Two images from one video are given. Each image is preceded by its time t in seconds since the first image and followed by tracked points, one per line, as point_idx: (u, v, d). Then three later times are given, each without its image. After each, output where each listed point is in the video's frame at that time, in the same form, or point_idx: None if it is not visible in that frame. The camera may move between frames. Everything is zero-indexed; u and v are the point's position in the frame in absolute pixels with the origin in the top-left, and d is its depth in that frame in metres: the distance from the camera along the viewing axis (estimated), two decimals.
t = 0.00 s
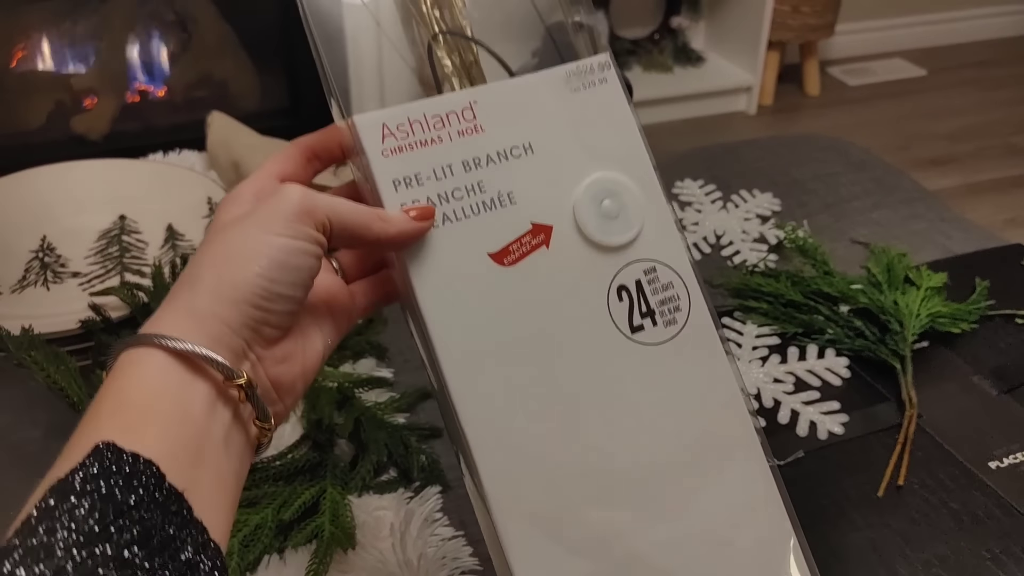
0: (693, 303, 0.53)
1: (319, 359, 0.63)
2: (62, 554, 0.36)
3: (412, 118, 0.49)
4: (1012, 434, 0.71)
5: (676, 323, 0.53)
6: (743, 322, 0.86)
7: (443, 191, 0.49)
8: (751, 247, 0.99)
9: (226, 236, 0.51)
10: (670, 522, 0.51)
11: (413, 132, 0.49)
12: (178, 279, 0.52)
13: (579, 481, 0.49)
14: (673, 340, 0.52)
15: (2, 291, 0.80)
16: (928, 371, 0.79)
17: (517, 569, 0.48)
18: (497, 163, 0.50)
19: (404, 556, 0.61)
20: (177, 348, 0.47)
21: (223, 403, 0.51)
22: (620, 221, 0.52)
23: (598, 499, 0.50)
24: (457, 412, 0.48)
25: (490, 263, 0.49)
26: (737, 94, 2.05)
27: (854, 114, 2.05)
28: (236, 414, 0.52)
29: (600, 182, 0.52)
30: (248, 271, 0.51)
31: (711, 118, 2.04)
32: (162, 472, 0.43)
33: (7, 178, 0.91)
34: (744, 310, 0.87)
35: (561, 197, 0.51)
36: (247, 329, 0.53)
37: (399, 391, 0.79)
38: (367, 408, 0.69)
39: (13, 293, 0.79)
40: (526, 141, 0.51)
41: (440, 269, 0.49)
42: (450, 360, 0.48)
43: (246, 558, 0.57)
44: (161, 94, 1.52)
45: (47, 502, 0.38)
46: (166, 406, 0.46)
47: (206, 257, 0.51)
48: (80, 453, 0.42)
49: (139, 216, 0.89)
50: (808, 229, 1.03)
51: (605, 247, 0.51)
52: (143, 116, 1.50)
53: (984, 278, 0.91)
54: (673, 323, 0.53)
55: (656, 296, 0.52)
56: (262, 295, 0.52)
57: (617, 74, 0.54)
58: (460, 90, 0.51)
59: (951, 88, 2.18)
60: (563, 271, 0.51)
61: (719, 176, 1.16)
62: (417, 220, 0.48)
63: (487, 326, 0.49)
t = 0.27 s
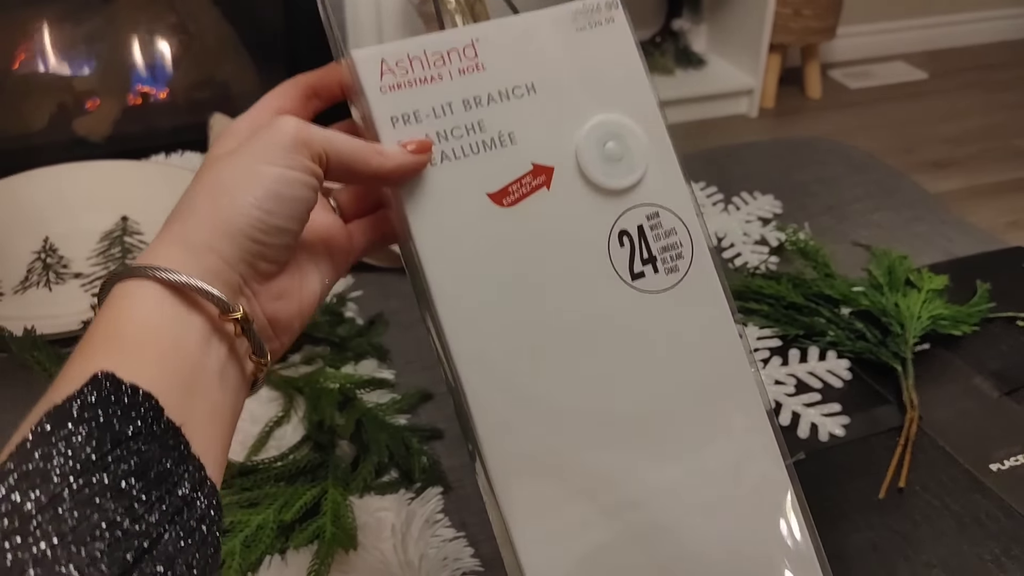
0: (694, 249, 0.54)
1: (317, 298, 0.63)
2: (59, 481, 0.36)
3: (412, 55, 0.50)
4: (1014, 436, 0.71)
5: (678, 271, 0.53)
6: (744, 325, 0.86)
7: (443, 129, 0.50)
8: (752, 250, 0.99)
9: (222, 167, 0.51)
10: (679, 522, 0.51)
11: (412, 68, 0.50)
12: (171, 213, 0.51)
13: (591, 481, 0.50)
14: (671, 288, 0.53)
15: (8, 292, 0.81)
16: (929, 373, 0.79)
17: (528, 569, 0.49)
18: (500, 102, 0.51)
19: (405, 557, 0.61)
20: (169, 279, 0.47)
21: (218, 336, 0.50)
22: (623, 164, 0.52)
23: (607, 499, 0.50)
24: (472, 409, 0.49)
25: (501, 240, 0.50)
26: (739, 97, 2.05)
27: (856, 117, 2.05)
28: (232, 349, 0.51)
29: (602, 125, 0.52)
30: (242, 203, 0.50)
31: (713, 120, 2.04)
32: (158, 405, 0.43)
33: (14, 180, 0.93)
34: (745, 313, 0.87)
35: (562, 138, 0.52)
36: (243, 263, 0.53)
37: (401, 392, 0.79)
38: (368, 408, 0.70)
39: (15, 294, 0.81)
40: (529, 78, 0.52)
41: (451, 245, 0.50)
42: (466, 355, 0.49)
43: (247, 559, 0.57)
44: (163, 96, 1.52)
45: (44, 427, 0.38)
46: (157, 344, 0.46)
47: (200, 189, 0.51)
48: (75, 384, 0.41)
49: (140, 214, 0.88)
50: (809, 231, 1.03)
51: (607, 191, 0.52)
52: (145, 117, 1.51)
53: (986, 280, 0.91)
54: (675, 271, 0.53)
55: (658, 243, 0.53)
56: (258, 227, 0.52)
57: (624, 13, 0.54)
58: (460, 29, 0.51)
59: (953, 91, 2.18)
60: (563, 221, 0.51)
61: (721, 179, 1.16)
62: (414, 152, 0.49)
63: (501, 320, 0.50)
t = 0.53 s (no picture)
0: (694, 224, 0.53)
1: (317, 259, 0.63)
2: (59, 436, 0.34)
3: (413, 14, 0.48)
4: (1015, 439, 0.71)
5: (673, 242, 0.52)
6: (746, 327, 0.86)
7: (442, 93, 0.49)
8: (753, 252, 0.99)
9: (219, 126, 0.50)
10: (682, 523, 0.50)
11: (413, 28, 0.48)
12: (168, 173, 0.51)
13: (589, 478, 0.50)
14: (669, 261, 0.52)
15: (11, 294, 0.84)
16: (930, 376, 0.79)
17: (528, 569, 0.48)
18: (499, 66, 0.50)
19: (407, 557, 0.61)
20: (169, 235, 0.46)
21: (218, 296, 0.49)
22: (625, 133, 0.51)
23: (608, 497, 0.50)
24: (473, 402, 0.49)
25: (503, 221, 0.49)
26: (741, 99, 2.05)
27: (857, 119, 2.05)
28: (232, 309, 0.51)
29: (606, 92, 0.51)
30: (241, 160, 0.50)
31: (714, 123, 2.04)
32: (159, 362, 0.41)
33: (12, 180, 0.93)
34: (747, 315, 0.87)
35: (562, 104, 0.50)
36: (241, 223, 0.52)
37: (403, 393, 0.79)
38: (370, 410, 0.71)
39: (19, 296, 0.83)
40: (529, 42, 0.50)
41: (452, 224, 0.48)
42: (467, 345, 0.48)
43: (249, 560, 0.57)
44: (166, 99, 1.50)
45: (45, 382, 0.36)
46: (156, 302, 0.44)
47: (198, 148, 0.50)
48: (74, 338, 0.40)
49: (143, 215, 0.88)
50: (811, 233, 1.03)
51: (606, 160, 0.51)
52: (148, 120, 1.49)
53: (987, 283, 0.91)
54: (672, 242, 0.52)
55: (656, 213, 0.52)
56: (258, 186, 0.51)
57: None
58: None
59: (954, 94, 2.18)
60: (564, 192, 0.50)
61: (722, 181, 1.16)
62: (415, 114, 0.48)
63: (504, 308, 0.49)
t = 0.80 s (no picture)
0: (688, 210, 0.55)
1: (311, 242, 0.64)
2: (56, 416, 0.35)
3: None
4: (1016, 442, 0.71)
5: (668, 232, 0.54)
6: (747, 329, 0.86)
7: (439, 78, 0.50)
8: (755, 254, 0.99)
9: (216, 107, 0.52)
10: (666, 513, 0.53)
11: (411, 13, 0.50)
12: (164, 153, 0.52)
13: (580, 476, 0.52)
14: (664, 250, 0.54)
15: (13, 295, 0.84)
16: (931, 378, 0.79)
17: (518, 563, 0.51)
18: (497, 51, 0.51)
19: (407, 559, 0.62)
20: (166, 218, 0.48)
21: (212, 276, 0.51)
22: (622, 121, 0.53)
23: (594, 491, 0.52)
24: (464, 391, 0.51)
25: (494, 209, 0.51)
26: (742, 102, 2.05)
27: (858, 122, 2.05)
28: (225, 290, 0.52)
29: (603, 80, 0.52)
30: (236, 142, 0.52)
31: (715, 126, 2.04)
32: (155, 342, 0.43)
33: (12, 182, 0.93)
34: (748, 317, 0.88)
35: (560, 91, 0.52)
36: (236, 204, 0.54)
37: (403, 395, 0.79)
38: (371, 411, 0.71)
39: (19, 296, 0.84)
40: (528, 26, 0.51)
41: (443, 213, 0.50)
42: (457, 334, 0.51)
43: (251, 560, 0.57)
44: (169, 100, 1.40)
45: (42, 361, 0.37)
46: (153, 282, 0.46)
47: (194, 129, 0.52)
48: (72, 317, 0.42)
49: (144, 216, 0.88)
50: (812, 236, 1.04)
51: (603, 147, 0.53)
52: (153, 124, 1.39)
53: (988, 285, 0.91)
54: (666, 231, 0.54)
55: (652, 203, 0.54)
56: (253, 169, 0.53)
57: None
58: None
59: (956, 97, 2.18)
60: (555, 180, 0.52)
61: (724, 184, 1.16)
62: (411, 99, 0.49)
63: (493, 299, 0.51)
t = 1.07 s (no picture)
0: (690, 204, 0.55)
1: (310, 233, 0.64)
2: (56, 400, 0.36)
3: None
4: (1017, 445, 0.71)
5: (670, 226, 0.54)
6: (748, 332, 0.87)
7: (438, 67, 0.51)
8: (756, 258, 0.99)
9: (210, 96, 0.53)
10: (666, 510, 0.53)
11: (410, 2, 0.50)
12: (161, 143, 0.53)
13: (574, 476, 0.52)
14: (665, 244, 0.54)
15: (17, 296, 0.85)
16: (932, 382, 0.79)
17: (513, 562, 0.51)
18: (497, 41, 0.51)
19: (410, 561, 0.62)
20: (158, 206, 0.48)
21: (208, 264, 0.51)
22: (624, 112, 0.53)
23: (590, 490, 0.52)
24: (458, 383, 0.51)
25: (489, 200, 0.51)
26: (743, 105, 2.05)
27: (860, 126, 2.06)
28: (222, 278, 0.53)
29: (603, 70, 0.53)
30: (230, 131, 0.52)
31: (717, 129, 2.04)
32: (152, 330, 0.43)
33: (16, 183, 0.93)
34: (750, 320, 0.88)
35: (560, 81, 0.52)
36: (232, 193, 0.54)
37: (405, 397, 0.79)
38: (373, 413, 0.71)
39: (25, 294, 0.85)
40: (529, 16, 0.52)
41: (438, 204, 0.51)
42: (452, 325, 0.51)
43: (254, 562, 0.57)
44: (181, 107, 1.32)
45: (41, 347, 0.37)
46: (150, 271, 0.47)
47: (188, 119, 0.53)
48: (70, 305, 0.42)
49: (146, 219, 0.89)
50: (813, 239, 1.04)
51: (604, 138, 0.53)
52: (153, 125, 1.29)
53: (989, 289, 0.91)
54: (667, 226, 0.54)
55: (653, 196, 0.54)
56: (247, 158, 0.53)
57: None
58: None
59: (958, 101, 2.18)
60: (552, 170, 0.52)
61: (725, 187, 1.16)
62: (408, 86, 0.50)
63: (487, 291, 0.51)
